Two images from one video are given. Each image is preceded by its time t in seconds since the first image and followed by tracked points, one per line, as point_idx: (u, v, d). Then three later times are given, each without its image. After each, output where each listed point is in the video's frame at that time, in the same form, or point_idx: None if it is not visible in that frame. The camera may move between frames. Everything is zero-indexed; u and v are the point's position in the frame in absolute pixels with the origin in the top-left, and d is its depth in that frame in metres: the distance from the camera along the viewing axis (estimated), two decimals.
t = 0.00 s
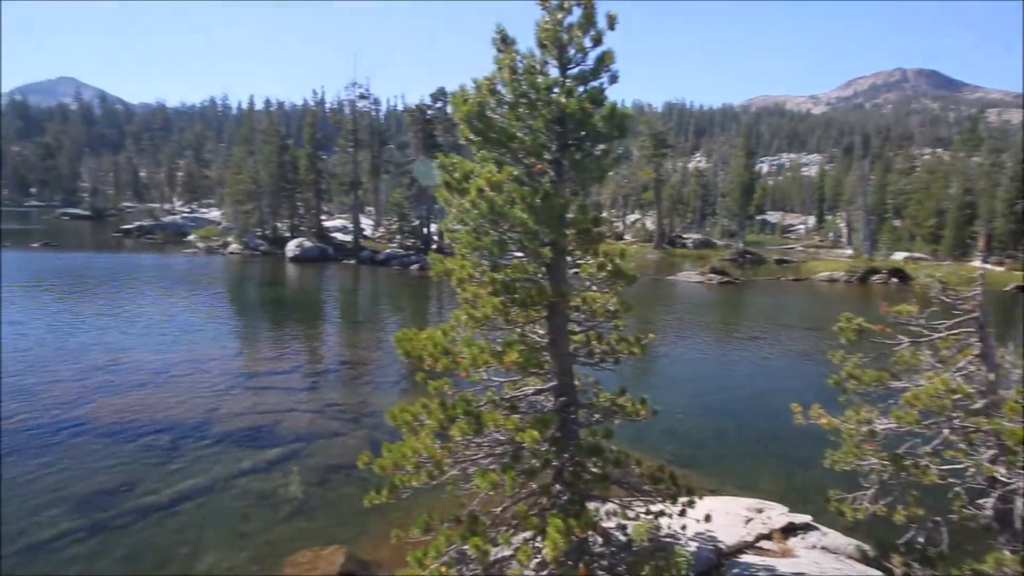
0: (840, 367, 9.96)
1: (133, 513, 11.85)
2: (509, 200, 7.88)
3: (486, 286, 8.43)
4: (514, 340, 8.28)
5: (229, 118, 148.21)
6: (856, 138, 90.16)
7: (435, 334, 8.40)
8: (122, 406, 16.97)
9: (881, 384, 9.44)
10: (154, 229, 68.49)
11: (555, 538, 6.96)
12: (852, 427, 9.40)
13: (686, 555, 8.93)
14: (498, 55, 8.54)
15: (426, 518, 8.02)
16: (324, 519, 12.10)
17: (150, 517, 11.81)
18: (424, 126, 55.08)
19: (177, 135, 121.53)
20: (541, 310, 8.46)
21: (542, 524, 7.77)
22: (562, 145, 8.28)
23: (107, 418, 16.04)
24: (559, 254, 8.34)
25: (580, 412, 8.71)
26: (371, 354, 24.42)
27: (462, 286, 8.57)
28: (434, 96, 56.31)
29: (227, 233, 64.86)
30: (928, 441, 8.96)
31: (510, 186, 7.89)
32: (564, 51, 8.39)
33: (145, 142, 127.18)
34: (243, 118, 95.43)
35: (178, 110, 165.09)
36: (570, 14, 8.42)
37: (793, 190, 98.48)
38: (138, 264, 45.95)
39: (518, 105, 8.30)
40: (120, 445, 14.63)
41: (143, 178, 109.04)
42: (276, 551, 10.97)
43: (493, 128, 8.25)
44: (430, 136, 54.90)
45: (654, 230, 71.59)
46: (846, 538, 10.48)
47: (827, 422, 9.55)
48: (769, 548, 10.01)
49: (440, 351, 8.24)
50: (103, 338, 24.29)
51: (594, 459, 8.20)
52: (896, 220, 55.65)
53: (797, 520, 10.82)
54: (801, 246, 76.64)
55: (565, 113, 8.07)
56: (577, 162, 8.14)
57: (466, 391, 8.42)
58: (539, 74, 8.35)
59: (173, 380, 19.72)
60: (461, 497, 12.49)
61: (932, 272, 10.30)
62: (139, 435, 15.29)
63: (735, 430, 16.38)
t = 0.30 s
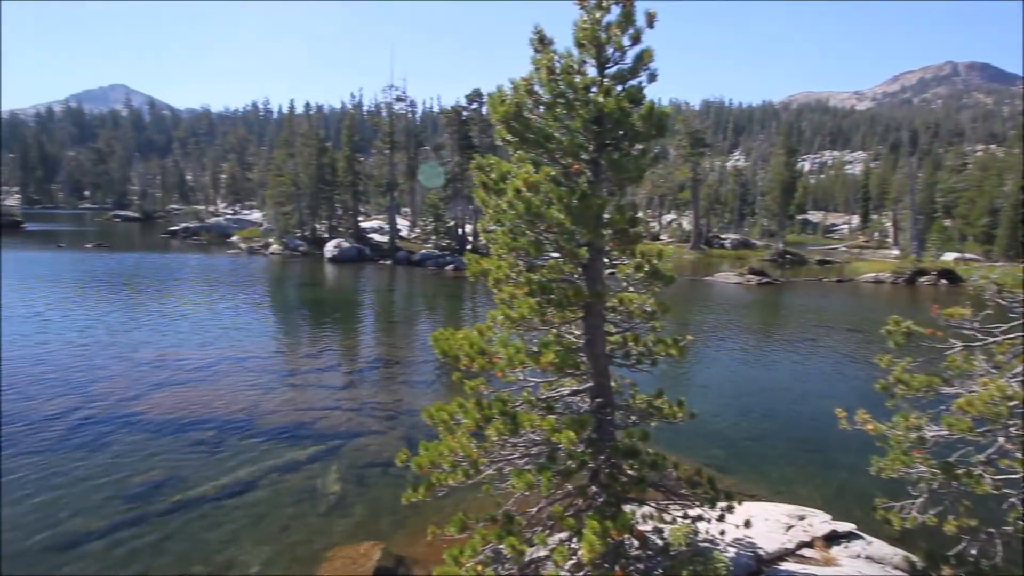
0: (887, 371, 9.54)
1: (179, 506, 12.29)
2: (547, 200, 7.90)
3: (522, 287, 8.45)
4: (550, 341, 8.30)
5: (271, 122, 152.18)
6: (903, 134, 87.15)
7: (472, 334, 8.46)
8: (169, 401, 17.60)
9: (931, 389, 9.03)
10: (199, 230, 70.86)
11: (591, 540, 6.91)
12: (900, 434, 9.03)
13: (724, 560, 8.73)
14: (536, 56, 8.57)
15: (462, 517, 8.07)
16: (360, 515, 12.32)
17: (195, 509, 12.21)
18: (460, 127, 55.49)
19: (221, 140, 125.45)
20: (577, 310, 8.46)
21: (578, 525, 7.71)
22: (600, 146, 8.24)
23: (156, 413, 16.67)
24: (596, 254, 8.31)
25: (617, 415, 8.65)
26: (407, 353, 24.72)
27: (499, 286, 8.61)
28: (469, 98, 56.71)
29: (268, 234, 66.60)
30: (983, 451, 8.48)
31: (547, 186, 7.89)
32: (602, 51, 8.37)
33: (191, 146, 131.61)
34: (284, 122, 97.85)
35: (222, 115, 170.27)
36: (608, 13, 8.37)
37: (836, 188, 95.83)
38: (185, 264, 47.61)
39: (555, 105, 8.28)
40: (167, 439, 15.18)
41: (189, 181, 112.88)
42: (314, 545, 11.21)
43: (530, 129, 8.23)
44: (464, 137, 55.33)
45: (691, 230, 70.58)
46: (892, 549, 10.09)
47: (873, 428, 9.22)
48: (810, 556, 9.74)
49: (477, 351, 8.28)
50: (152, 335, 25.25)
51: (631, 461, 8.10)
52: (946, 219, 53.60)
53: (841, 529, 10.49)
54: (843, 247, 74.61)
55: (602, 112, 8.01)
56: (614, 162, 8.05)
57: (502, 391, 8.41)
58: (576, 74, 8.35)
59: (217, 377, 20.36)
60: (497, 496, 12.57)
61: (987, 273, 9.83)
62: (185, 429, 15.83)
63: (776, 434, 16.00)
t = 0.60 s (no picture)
0: (931, 374, 9.21)
1: (217, 499, 12.62)
2: (579, 200, 7.85)
3: (554, 285, 8.43)
4: (582, 341, 8.26)
5: (305, 123, 154.93)
6: (947, 129, 84.13)
7: (503, 333, 8.49)
8: (208, 396, 18.09)
9: (978, 394, 8.65)
10: (236, 230, 72.56)
11: (624, 541, 6.86)
12: (944, 439, 8.69)
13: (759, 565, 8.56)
14: (568, 55, 8.54)
15: (493, 515, 8.07)
16: (391, 510, 12.47)
17: (232, 502, 12.52)
18: (490, 126, 55.58)
19: (257, 141, 128.22)
20: (609, 310, 8.41)
21: (610, 526, 7.66)
22: (633, 144, 8.17)
23: (195, 408, 17.15)
24: (629, 254, 8.23)
25: (649, 416, 8.56)
26: (437, 351, 24.91)
27: (530, 285, 8.60)
28: (500, 97, 56.83)
29: (302, 233, 67.94)
30: None
31: (580, 186, 7.84)
32: (636, 49, 8.31)
33: (228, 148, 134.86)
34: (317, 123, 99.46)
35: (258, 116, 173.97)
36: (643, 9, 8.28)
37: (875, 185, 93.14)
38: (222, 263, 48.79)
39: (588, 103, 8.23)
40: (206, 434, 15.61)
41: (226, 182, 115.73)
42: (346, 540, 11.38)
43: (563, 127, 8.19)
44: (495, 136, 55.44)
45: (723, 229, 69.42)
46: (935, 559, 9.73)
47: (915, 433, 8.92)
48: (848, 564, 9.49)
49: (507, 349, 8.29)
50: (192, 332, 26.06)
51: (665, 463, 7.99)
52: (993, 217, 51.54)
53: (881, 536, 10.18)
54: (883, 246, 72.49)
55: (637, 110, 7.92)
56: (647, 161, 7.94)
57: (533, 390, 8.39)
58: (610, 72, 8.30)
59: (254, 373, 20.84)
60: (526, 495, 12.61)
61: None
62: (223, 424, 16.25)
63: (811, 437, 15.68)
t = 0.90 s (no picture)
0: (974, 379, 8.87)
1: (250, 492, 12.90)
2: (609, 200, 7.80)
3: (584, 286, 8.39)
4: (612, 341, 8.20)
5: (337, 124, 157.46)
6: (993, 128, 81.13)
7: (532, 333, 8.48)
8: (242, 392, 18.51)
9: None
10: (270, 229, 74.08)
11: (654, 544, 6.80)
12: (989, 448, 8.36)
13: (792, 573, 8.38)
14: (601, 54, 8.49)
15: (521, 516, 8.05)
16: (419, 509, 12.57)
17: (265, 496, 12.79)
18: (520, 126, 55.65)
19: (291, 142, 130.74)
20: (640, 311, 8.34)
21: (639, 529, 7.59)
22: (666, 144, 8.09)
23: (230, 403, 17.57)
24: (660, 255, 8.15)
25: (679, 419, 8.47)
26: (465, 351, 25.02)
27: (559, 285, 8.58)
28: (529, 97, 56.85)
29: (334, 233, 69.05)
30: None
31: (611, 185, 7.79)
32: (669, 48, 8.22)
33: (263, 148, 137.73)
34: (349, 123, 100.91)
35: (292, 118, 177.35)
36: (676, 8, 8.19)
37: (915, 185, 90.38)
38: (257, 262, 49.85)
39: (619, 103, 8.17)
40: (240, 428, 15.97)
41: (261, 182, 118.34)
42: (375, 537, 11.51)
43: (595, 127, 8.14)
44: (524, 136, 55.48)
45: (756, 230, 68.25)
46: (978, 572, 9.38)
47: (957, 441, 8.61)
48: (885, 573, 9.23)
49: (537, 350, 8.28)
50: (227, 329, 26.72)
51: (696, 467, 7.89)
52: None
53: (920, 547, 9.87)
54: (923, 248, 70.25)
55: (670, 110, 7.83)
56: (680, 161, 7.85)
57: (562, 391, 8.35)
58: (643, 71, 8.23)
59: (286, 370, 21.26)
60: (554, 496, 12.58)
61: None
62: (256, 419, 16.60)
63: (844, 443, 15.31)
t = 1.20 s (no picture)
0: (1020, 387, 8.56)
1: (282, 487, 13.16)
2: (641, 201, 7.74)
3: (614, 288, 8.33)
4: (642, 342, 8.11)
5: (368, 127, 159.42)
6: None
7: (562, 335, 8.47)
8: (275, 389, 18.89)
9: None
10: (303, 230, 75.47)
11: (685, 550, 6.71)
12: None
13: None
14: (633, 54, 8.44)
15: (549, 518, 8.02)
16: (447, 507, 12.64)
17: (296, 492, 13.02)
18: (549, 127, 55.53)
19: (323, 144, 132.92)
20: (671, 313, 8.25)
21: (669, 534, 7.49)
22: (699, 144, 7.98)
23: (264, 399, 17.95)
24: (692, 256, 8.06)
25: (711, 423, 8.34)
26: (493, 351, 25.12)
27: (590, 286, 8.54)
28: (559, 98, 56.79)
29: (365, 233, 70.02)
30: None
31: (643, 186, 7.73)
32: (702, 46, 8.12)
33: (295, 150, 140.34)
34: (380, 125, 102.08)
35: (324, 120, 180.33)
36: (710, 6, 8.08)
37: (957, 185, 87.49)
38: (290, 261, 50.84)
39: (652, 103, 8.09)
40: (273, 424, 16.31)
41: (294, 183, 120.59)
42: (403, 534, 11.61)
43: (627, 128, 8.08)
44: (553, 136, 55.36)
45: (789, 231, 66.91)
46: None
47: (1003, 450, 8.34)
48: None
49: (566, 351, 8.25)
50: (262, 326, 27.32)
51: (729, 471, 7.76)
52: None
53: (961, 559, 9.55)
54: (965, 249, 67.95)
55: (703, 110, 7.72)
56: (714, 161, 7.74)
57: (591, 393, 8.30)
58: (675, 70, 8.15)
59: (318, 368, 21.62)
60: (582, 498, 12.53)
61: None
62: (288, 416, 16.92)
63: (879, 450, 14.89)
